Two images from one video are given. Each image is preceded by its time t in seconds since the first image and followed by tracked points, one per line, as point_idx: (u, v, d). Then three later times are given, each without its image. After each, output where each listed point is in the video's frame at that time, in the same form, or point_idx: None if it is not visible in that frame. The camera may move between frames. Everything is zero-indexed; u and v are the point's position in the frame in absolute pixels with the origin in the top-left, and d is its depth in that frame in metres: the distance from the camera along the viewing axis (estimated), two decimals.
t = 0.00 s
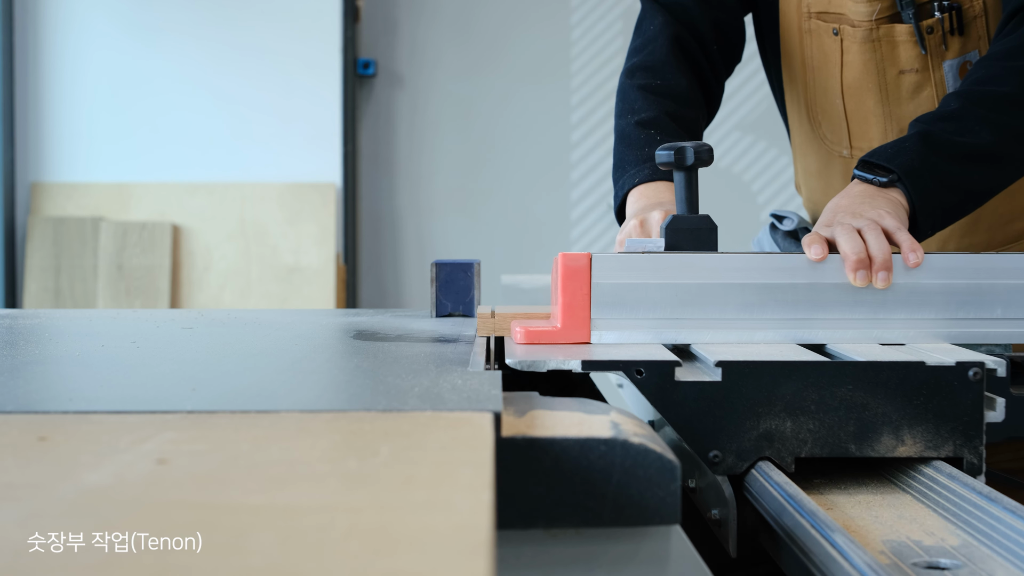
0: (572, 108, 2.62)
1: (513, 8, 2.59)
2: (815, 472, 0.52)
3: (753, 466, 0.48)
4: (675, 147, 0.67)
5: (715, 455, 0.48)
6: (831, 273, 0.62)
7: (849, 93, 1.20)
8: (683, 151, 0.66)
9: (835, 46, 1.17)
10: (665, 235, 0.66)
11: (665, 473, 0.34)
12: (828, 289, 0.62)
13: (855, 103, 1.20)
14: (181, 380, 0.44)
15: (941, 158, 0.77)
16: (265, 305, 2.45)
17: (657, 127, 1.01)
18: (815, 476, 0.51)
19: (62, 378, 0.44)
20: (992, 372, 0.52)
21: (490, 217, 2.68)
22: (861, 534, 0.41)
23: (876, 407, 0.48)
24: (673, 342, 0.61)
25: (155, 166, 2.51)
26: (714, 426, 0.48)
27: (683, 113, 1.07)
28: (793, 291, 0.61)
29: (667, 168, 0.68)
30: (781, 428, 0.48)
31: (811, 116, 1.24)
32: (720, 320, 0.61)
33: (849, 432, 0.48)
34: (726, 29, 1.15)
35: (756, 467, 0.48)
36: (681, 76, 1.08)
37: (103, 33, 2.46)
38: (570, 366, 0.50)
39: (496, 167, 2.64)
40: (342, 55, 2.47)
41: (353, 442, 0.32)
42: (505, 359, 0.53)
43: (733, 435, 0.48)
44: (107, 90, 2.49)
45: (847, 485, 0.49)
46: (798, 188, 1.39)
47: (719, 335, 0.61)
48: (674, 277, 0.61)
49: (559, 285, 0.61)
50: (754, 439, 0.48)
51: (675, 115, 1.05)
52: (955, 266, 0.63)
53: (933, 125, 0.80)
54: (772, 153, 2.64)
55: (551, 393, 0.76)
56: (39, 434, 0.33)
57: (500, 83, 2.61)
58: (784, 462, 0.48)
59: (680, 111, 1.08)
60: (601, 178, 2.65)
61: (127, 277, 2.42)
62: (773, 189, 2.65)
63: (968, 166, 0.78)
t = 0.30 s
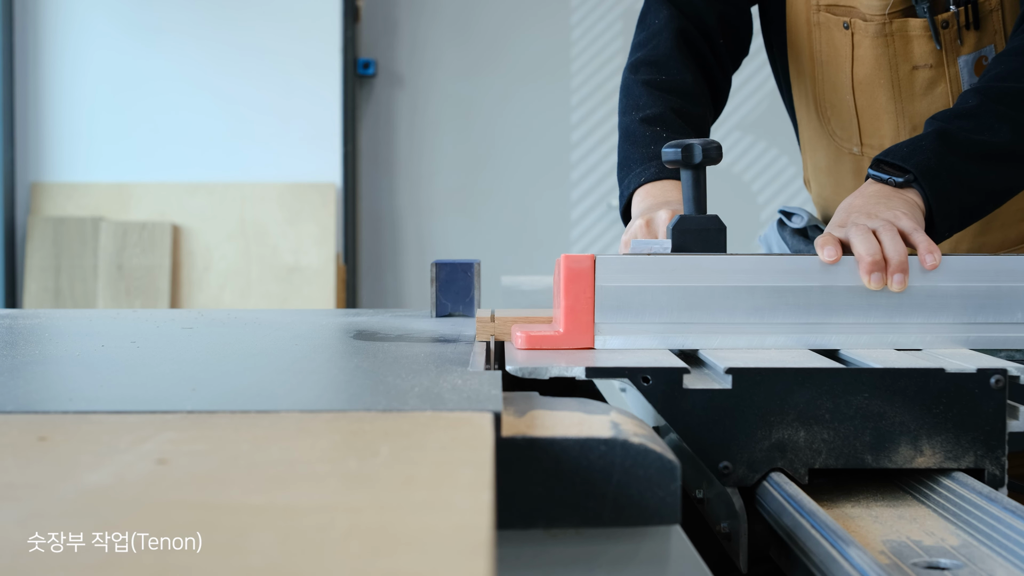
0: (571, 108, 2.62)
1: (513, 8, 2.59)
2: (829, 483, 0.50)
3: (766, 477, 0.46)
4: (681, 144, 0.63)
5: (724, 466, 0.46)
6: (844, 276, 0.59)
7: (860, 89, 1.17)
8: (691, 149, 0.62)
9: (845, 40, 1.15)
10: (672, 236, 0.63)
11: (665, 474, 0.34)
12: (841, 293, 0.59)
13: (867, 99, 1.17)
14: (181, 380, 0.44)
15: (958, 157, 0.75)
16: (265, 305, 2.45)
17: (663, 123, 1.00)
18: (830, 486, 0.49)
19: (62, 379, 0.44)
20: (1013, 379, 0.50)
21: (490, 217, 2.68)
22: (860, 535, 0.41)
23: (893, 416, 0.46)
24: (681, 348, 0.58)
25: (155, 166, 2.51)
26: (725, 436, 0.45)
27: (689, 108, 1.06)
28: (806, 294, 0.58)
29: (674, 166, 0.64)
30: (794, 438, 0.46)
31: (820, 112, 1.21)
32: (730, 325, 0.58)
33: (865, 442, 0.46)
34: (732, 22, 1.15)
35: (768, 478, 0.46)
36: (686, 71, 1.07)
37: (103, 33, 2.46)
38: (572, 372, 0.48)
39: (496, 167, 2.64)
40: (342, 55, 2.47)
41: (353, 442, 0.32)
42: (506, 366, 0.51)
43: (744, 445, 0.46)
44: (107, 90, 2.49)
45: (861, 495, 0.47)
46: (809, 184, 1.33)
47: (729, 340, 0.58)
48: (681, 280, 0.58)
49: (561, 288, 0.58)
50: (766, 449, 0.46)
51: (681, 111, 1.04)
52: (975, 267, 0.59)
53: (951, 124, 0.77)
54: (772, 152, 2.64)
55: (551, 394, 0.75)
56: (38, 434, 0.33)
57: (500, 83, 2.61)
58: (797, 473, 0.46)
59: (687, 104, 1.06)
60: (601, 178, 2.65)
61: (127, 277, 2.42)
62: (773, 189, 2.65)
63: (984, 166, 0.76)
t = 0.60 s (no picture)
0: (572, 108, 2.62)
1: (512, 8, 2.59)
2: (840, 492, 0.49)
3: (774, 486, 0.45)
4: (686, 142, 0.62)
5: (733, 475, 0.45)
6: (855, 277, 0.57)
7: (865, 88, 1.17)
8: (697, 147, 0.61)
9: (849, 38, 1.15)
10: (677, 235, 0.62)
11: (665, 473, 0.34)
12: (852, 294, 0.57)
13: (872, 98, 1.17)
14: (181, 380, 0.44)
15: (970, 154, 0.74)
16: (265, 305, 2.45)
17: (666, 122, 1.00)
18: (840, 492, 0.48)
19: (61, 378, 0.44)
20: None
21: (490, 217, 2.68)
22: (861, 535, 0.42)
23: (907, 423, 0.45)
24: (686, 352, 0.56)
25: (155, 166, 2.51)
26: (733, 444, 0.44)
27: (693, 107, 1.05)
28: (815, 297, 0.56)
29: (679, 164, 0.63)
30: (804, 445, 0.45)
31: (824, 111, 1.21)
32: (736, 328, 0.56)
33: (878, 450, 0.45)
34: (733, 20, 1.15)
35: (777, 487, 0.45)
36: (689, 69, 1.07)
37: (103, 33, 2.46)
38: (576, 378, 0.45)
39: (496, 168, 2.64)
40: (342, 55, 2.47)
41: (353, 442, 0.32)
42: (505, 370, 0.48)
43: (753, 453, 0.44)
44: (107, 90, 2.49)
45: (872, 502, 0.47)
46: (813, 183, 1.36)
47: (735, 344, 0.56)
48: (686, 282, 0.55)
49: (563, 290, 0.56)
50: (776, 457, 0.45)
51: (685, 110, 1.04)
52: (990, 269, 0.58)
53: (962, 121, 0.77)
54: (772, 152, 2.64)
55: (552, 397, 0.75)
56: (38, 434, 0.33)
57: (500, 83, 2.61)
58: (807, 481, 0.45)
59: (691, 102, 1.06)
60: (601, 178, 2.65)
61: (127, 277, 2.42)
62: (773, 189, 2.65)
63: (997, 162, 0.76)
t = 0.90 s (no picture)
0: (572, 108, 2.62)
1: (512, 8, 2.59)
2: (851, 503, 0.47)
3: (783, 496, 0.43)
4: (692, 140, 0.62)
5: (740, 483, 0.43)
6: (865, 279, 0.56)
7: (872, 90, 1.17)
8: (702, 145, 0.61)
9: (857, 38, 1.15)
10: (682, 237, 0.62)
11: (665, 473, 0.34)
12: (862, 297, 0.56)
13: (880, 100, 1.17)
14: (181, 380, 0.44)
15: (981, 152, 0.74)
16: (265, 304, 2.45)
17: (671, 121, 0.99)
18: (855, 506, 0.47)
19: (61, 378, 0.44)
20: None
21: (490, 217, 2.68)
22: (862, 535, 0.42)
23: (920, 430, 0.43)
24: (691, 356, 0.55)
25: (154, 166, 2.51)
26: (741, 451, 0.42)
27: (698, 105, 1.05)
28: (825, 300, 0.55)
29: (683, 163, 0.63)
30: (814, 452, 0.43)
31: (834, 111, 1.21)
32: (742, 331, 0.55)
33: (890, 458, 0.43)
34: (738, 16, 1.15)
35: (787, 496, 0.43)
36: (694, 68, 1.07)
37: (103, 33, 2.46)
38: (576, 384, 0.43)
39: (496, 168, 2.64)
40: (342, 56, 2.47)
41: (353, 442, 0.32)
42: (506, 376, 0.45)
43: (762, 461, 0.43)
44: (107, 90, 2.49)
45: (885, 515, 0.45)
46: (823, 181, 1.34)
47: (742, 347, 0.55)
48: (692, 284, 0.54)
49: (565, 292, 0.54)
50: (784, 465, 0.43)
51: (690, 109, 1.03)
52: (1003, 273, 0.56)
53: (972, 118, 0.77)
54: (772, 152, 2.64)
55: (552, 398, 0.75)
56: (39, 434, 0.33)
57: (500, 83, 2.61)
58: (817, 489, 0.43)
59: (696, 98, 1.06)
60: (601, 178, 2.64)
61: (127, 277, 2.42)
62: (773, 189, 2.65)
63: (1007, 159, 0.75)
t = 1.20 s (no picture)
0: (572, 108, 2.62)
1: (512, 8, 2.58)
2: (861, 513, 0.46)
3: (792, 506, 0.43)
4: (697, 139, 0.61)
5: (749, 492, 0.42)
6: (876, 281, 0.56)
7: (886, 92, 1.17)
8: (708, 143, 0.60)
9: (870, 41, 1.15)
10: (688, 238, 0.62)
11: (665, 473, 0.34)
12: (873, 299, 0.56)
13: (893, 103, 1.17)
14: (181, 380, 0.44)
15: (993, 150, 0.74)
16: (265, 304, 2.45)
17: (680, 116, 0.99)
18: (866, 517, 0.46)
19: (61, 378, 0.44)
20: None
21: (490, 217, 2.68)
22: (862, 536, 0.43)
23: (935, 437, 0.43)
24: (697, 360, 0.55)
25: (154, 166, 2.51)
26: (749, 459, 0.42)
27: (708, 100, 1.05)
28: (833, 303, 0.55)
29: (689, 161, 0.63)
30: (825, 461, 0.42)
31: (848, 112, 1.22)
32: (750, 334, 0.55)
33: (903, 466, 0.43)
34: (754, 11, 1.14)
35: (796, 505, 0.42)
36: (706, 62, 1.07)
37: (103, 33, 2.46)
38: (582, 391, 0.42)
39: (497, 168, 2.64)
40: (342, 56, 2.47)
41: (353, 442, 0.32)
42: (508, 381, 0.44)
43: (770, 470, 0.42)
44: (107, 90, 2.49)
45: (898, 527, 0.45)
46: (839, 183, 1.35)
47: (749, 351, 0.55)
48: (697, 287, 0.54)
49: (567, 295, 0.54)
50: (794, 473, 0.42)
51: (700, 104, 1.03)
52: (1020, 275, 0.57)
53: (985, 116, 0.76)
54: (773, 153, 2.64)
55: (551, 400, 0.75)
56: (39, 434, 0.33)
57: (500, 83, 2.61)
58: (828, 499, 0.42)
59: (707, 93, 1.06)
60: (601, 178, 2.64)
61: (127, 277, 2.42)
62: (773, 189, 2.65)
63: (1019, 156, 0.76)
